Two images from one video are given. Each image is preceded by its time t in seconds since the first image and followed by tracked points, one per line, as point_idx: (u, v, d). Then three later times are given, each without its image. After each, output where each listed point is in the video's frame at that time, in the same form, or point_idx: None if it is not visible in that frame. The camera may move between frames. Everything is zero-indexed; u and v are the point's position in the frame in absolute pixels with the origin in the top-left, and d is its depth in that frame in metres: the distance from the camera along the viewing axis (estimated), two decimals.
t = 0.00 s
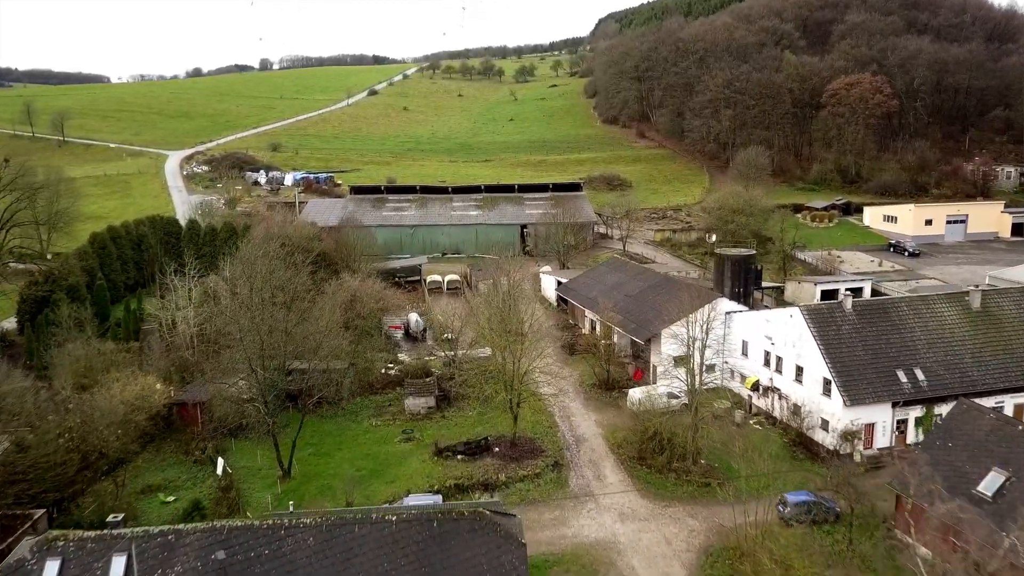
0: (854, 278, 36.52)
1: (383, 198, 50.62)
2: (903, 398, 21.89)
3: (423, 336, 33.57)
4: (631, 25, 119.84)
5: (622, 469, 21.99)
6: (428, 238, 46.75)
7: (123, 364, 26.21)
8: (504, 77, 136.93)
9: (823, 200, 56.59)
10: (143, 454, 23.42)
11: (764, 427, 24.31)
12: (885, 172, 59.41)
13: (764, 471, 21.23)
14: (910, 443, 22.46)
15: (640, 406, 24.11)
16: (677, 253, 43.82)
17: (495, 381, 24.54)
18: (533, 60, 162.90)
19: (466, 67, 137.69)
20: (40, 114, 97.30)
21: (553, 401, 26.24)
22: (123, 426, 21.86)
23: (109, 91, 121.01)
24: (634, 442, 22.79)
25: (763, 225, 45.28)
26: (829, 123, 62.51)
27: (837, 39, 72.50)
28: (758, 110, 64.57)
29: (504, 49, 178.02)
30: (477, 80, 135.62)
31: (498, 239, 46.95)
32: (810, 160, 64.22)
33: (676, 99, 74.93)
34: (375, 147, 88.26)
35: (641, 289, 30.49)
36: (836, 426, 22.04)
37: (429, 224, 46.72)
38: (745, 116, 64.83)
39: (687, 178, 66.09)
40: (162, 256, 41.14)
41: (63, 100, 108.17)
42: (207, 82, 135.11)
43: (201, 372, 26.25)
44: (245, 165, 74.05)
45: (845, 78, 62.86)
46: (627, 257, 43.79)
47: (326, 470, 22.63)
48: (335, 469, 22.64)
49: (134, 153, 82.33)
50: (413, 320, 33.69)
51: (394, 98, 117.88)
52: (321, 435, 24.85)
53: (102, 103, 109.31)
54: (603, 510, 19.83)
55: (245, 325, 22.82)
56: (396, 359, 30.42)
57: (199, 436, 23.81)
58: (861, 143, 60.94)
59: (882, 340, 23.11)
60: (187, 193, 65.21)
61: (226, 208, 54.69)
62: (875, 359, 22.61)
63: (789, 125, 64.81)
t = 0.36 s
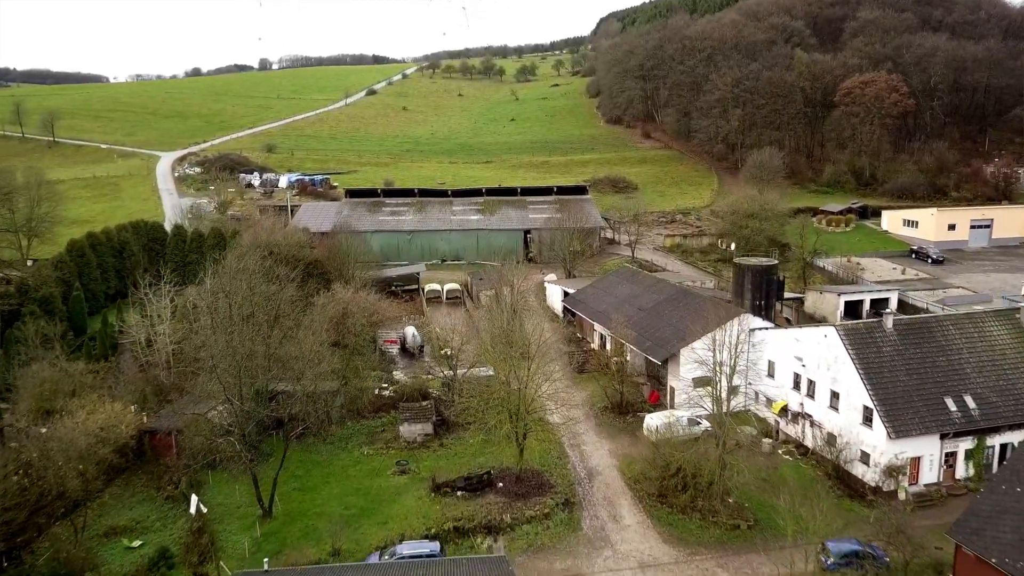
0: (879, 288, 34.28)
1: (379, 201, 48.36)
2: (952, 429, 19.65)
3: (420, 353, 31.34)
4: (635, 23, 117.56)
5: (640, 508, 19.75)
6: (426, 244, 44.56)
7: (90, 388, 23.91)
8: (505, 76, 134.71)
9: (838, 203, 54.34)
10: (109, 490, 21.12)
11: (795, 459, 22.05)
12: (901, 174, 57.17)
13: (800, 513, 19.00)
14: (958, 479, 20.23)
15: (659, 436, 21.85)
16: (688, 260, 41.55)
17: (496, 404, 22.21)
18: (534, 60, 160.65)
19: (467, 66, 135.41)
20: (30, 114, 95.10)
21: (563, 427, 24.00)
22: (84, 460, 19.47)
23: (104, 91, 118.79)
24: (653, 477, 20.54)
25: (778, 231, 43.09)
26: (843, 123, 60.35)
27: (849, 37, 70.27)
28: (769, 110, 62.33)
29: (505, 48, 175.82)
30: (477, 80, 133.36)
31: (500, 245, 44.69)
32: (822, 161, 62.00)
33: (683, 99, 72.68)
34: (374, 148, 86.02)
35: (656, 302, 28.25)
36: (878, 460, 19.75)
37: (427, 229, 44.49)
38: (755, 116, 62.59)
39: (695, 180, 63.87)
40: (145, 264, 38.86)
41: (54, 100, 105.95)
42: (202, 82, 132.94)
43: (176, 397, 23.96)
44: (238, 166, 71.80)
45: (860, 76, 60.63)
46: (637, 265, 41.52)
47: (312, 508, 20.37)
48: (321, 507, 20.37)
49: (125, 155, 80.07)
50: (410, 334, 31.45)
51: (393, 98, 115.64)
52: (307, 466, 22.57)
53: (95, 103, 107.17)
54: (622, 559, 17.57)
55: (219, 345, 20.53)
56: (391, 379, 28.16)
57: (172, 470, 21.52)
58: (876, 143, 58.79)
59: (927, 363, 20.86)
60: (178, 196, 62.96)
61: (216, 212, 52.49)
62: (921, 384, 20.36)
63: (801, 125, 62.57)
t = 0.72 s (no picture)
0: (906, 299, 32.10)
1: (374, 205, 46.05)
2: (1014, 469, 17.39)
3: (416, 371, 29.06)
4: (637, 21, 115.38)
5: (661, 558, 17.47)
6: (423, 251, 42.32)
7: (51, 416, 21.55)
8: (504, 75, 132.58)
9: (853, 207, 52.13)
10: (66, 534, 18.78)
11: (830, 496, 19.81)
12: (918, 176, 54.95)
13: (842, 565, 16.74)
14: (1017, 522, 17.98)
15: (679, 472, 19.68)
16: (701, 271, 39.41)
17: (495, 433, 19.86)
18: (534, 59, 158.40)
19: (466, 65, 133.34)
20: (19, 114, 92.86)
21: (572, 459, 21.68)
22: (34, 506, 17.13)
23: (96, 90, 116.63)
24: (675, 521, 18.26)
25: (794, 237, 40.97)
26: (856, 123, 58.17)
27: (861, 34, 68.10)
28: (778, 109, 60.11)
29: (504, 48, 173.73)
30: (476, 79, 131.17)
31: (501, 251, 42.47)
32: (834, 163, 59.77)
33: (688, 98, 70.48)
34: (370, 149, 83.84)
35: (670, 317, 26.02)
36: (929, 503, 17.45)
37: (424, 235, 42.22)
38: (764, 115, 60.41)
39: (702, 182, 61.67)
40: (125, 272, 36.63)
41: (44, 100, 103.71)
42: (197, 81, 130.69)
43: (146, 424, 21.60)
44: (230, 167, 69.60)
45: (873, 74, 58.45)
46: (645, 273, 39.31)
47: (291, 556, 18.06)
48: (302, 555, 18.05)
49: (114, 156, 77.90)
50: (405, 350, 29.18)
51: (390, 98, 113.53)
52: (287, 505, 20.25)
53: (85, 102, 104.74)
54: None
55: (185, 370, 18.13)
56: (383, 402, 25.91)
57: (137, 510, 19.16)
58: (891, 144, 56.65)
59: (981, 391, 18.66)
60: (166, 199, 60.74)
61: (204, 216, 50.28)
62: (976, 415, 18.13)
63: (812, 125, 60.38)
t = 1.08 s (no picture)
0: (938, 312, 29.85)
1: (368, 209, 43.76)
2: None
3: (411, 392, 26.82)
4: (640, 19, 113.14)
5: None
6: (420, 259, 40.10)
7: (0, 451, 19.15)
8: (505, 75, 130.36)
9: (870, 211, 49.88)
10: None
11: (876, 543, 17.57)
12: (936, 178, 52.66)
13: None
14: None
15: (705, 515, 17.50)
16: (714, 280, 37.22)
17: (498, 473, 17.49)
18: (535, 58, 156.24)
19: (466, 65, 131.16)
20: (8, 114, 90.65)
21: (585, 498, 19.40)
22: None
23: (89, 90, 114.42)
24: None
25: (812, 243, 38.77)
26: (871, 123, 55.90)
27: (874, 31, 65.99)
28: (790, 108, 57.82)
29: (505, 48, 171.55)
30: (476, 78, 128.91)
31: (502, 258, 40.30)
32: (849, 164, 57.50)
33: (695, 97, 68.20)
34: (367, 149, 81.61)
35: (689, 335, 23.78)
36: (996, 558, 15.14)
37: (421, 242, 39.97)
38: (775, 115, 58.15)
39: (710, 184, 59.44)
40: (104, 281, 34.33)
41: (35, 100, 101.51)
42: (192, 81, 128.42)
43: (106, 458, 19.20)
44: (221, 168, 67.39)
45: (889, 72, 56.17)
46: (656, 282, 37.12)
47: None
48: None
49: (104, 157, 75.70)
50: (400, 369, 26.91)
51: (389, 97, 111.29)
52: (264, 553, 17.89)
53: (75, 102, 102.26)
54: None
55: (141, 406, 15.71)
56: (375, 428, 23.62)
57: (91, 561, 16.79)
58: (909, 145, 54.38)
59: None
60: (154, 202, 58.54)
61: (192, 220, 48.08)
62: None
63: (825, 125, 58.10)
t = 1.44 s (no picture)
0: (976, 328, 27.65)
1: (364, 213, 41.56)
2: None
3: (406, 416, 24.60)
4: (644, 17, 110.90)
5: None
6: (418, 267, 37.88)
7: None
8: (506, 74, 128.14)
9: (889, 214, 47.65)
10: None
11: None
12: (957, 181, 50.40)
13: None
14: None
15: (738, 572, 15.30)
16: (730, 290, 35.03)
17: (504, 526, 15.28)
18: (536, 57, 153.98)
19: (466, 64, 128.85)
20: None
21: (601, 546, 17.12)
22: None
23: (81, 90, 112.09)
24: None
25: (834, 250, 36.55)
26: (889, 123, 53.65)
27: (889, 28, 63.72)
28: (804, 108, 55.55)
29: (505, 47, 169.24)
30: (476, 78, 126.64)
31: (504, 266, 38.04)
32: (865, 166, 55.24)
33: (703, 97, 65.95)
34: (364, 150, 79.40)
35: (712, 357, 21.56)
36: None
37: (418, 249, 37.75)
38: (788, 114, 55.89)
39: (721, 186, 57.18)
40: (81, 293, 31.63)
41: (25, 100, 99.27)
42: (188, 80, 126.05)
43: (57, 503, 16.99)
44: (213, 170, 65.16)
45: (907, 70, 53.97)
46: (669, 292, 34.94)
47: None
48: None
49: (93, 158, 73.44)
50: (394, 390, 24.70)
51: (387, 97, 109.00)
52: None
53: (67, 101, 100.12)
54: None
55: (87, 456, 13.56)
56: (366, 460, 21.41)
57: None
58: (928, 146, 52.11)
59: None
60: (142, 205, 56.29)
61: (179, 225, 45.84)
62: None
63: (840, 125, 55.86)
